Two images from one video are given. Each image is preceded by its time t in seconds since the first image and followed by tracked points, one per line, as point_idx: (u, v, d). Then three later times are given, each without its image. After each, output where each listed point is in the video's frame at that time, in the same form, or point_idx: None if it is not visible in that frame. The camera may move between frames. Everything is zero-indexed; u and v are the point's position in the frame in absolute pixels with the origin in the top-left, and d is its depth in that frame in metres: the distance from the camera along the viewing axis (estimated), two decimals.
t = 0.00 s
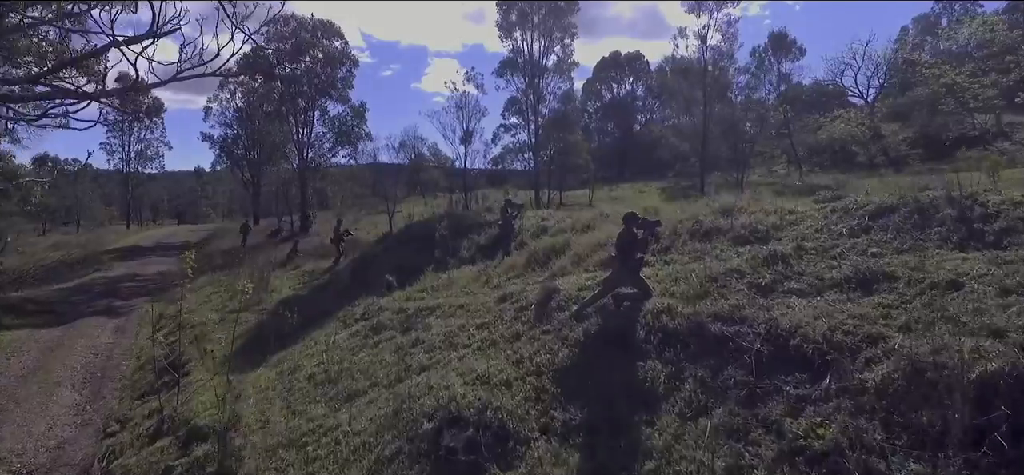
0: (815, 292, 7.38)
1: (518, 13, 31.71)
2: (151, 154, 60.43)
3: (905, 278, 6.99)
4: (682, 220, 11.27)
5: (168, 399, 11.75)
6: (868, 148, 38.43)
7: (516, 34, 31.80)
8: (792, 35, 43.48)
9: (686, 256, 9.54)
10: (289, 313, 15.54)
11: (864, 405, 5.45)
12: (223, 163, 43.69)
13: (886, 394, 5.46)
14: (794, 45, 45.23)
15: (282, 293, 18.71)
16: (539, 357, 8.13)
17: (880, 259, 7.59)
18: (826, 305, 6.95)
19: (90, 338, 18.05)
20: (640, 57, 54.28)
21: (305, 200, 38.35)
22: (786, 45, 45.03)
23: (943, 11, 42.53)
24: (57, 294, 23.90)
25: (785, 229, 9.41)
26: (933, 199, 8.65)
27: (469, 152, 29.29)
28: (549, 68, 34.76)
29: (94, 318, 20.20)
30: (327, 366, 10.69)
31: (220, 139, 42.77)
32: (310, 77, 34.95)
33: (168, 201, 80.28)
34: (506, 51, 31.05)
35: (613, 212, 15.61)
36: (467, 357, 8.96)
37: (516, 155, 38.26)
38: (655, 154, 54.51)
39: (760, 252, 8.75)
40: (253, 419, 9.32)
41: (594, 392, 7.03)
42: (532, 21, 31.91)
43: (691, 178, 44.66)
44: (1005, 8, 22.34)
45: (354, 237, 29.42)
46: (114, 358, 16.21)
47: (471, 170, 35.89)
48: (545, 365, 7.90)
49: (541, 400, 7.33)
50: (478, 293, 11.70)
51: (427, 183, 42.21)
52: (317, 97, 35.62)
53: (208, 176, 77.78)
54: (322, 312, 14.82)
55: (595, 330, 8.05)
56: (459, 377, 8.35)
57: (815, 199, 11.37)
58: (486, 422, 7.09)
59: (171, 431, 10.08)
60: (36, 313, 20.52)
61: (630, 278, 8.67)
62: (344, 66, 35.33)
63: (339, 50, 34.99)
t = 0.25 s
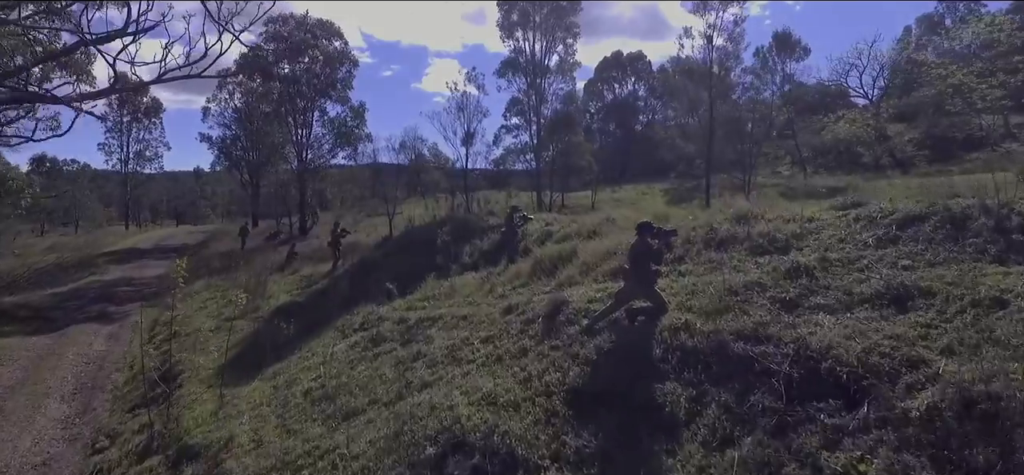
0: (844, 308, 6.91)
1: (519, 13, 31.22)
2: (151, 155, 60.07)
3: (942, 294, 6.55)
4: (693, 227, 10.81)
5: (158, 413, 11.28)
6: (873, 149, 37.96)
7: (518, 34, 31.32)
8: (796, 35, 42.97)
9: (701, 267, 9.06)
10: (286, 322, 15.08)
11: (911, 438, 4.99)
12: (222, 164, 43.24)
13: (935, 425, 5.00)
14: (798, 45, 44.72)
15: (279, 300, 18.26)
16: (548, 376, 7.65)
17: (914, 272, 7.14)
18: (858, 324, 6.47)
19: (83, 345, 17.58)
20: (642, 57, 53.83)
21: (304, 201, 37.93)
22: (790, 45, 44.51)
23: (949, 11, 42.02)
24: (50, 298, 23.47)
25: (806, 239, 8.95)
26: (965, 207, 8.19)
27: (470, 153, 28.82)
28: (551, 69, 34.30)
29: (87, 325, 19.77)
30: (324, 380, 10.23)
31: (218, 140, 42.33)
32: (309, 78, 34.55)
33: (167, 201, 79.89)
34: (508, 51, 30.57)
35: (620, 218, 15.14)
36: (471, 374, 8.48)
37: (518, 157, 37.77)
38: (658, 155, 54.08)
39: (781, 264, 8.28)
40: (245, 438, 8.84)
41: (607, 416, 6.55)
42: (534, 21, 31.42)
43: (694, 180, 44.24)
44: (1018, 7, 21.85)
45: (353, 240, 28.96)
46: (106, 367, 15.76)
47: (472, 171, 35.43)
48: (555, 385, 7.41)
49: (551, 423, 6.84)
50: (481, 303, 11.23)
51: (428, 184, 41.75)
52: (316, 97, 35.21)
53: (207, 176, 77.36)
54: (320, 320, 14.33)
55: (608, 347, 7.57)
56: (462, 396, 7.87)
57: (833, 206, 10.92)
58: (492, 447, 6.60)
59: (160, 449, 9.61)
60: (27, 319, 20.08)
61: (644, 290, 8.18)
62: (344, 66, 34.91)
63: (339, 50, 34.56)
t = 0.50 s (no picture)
0: (875, 327, 6.45)
1: (520, 12, 30.75)
2: (149, 155, 59.70)
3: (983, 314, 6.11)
4: (706, 235, 10.34)
5: (146, 429, 10.79)
6: (879, 151, 37.48)
7: (519, 34, 30.85)
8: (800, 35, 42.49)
9: (717, 280, 8.60)
10: (283, 331, 14.64)
11: None
12: (221, 165, 42.80)
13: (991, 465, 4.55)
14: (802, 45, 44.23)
15: (276, 307, 17.79)
16: (557, 396, 7.16)
17: (950, 289, 6.70)
18: (893, 346, 6.01)
19: (74, 353, 17.12)
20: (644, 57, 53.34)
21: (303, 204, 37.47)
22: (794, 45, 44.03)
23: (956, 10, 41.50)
24: (43, 304, 22.99)
25: (828, 249, 8.49)
26: (998, 217, 7.74)
27: (470, 155, 28.36)
28: (553, 69, 33.85)
29: (79, 331, 19.31)
30: (320, 396, 9.75)
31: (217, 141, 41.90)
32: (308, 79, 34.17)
33: (165, 201, 79.37)
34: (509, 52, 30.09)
35: (627, 223, 14.70)
36: (475, 393, 8.00)
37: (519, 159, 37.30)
38: (660, 156, 53.64)
39: (804, 277, 7.82)
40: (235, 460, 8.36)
41: (623, 444, 6.06)
42: (535, 20, 30.93)
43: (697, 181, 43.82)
44: None
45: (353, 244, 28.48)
46: (97, 377, 15.29)
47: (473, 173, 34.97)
48: (564, 407, 6.92)
49: (561, 449, 6.34)
50: (484, 315, 10.76)
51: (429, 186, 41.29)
52: (315, 98, 34.78)
53: (206, 177, 76.84)
54: (318, 329, 13.88)
55: (621, 367, 7.09)
56: (465, 418, 7.39)
57: (852, 213, 10.47)
58: None
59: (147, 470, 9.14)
60: (18, 326, 19.60)
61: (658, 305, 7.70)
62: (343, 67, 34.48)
63: (338, 50, 34.13)
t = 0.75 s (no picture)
0: (911, 348, 6.00)
1: (522, 11, 30.26)
2: (148, 156, 59.28)
3: None
4: (721, 244, 9.87)
5: (133, 446, 10.30)
6: (884, 152, 37.01)
7: (520, 34, 30.39)
8: (804, 34, 42.02)
9: (734, 293, 8.15)
10: (279, 341, 14.19)
11: None
12: (219, 167, 42.34)
13: None
14: (806, 45, 43.74)
15: (272, 314, 17.33)
16: (565, 420, 6.67)
17: (989, 306, 6.25)
18: (932, 370, 5.56)
19: (65, 362, 16.66)
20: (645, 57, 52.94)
21: (302, 205, 37.03)
22: (798, 45, 43.55)
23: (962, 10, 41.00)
24: (36, 309, 22.53)
25: (851, 261, 8.04)
26: None
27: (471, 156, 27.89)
28: (555, 70, 33.43)
29: (70, 338, 18.85)
30: (315, 413, 9.28)
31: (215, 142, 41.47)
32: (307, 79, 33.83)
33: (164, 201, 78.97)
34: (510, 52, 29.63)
35: (633, 229, 14.25)
36: (478, 414, 7.53)
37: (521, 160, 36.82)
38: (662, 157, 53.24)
39: (829, 290, 7.34)
40: None
41: None
42: (536, 20, 30.42)
43: (699, 183, 43.36)
44: None
45: (352, 247, 27.98)
46: (87, 387, 14.82)
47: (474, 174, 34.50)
48: (574, 432, 6.44)
49: None
50: (488, 326, 10.31)
51: (429, 187, 40.88)
52: (314, 99, 34.35)
53: (204, 177, 76.44)
54: (315, 339, 13.43)
55: (635, 390, 6.61)
56: (468, 441, 6.91)
57: (872, 221, 10.00)
58: None
59: None
60: (10, 333, 19.17)
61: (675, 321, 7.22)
62: (343, 67, 34.06)
63: (337, 51, 33.70)
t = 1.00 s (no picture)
0: (949, 372, 5.56)
1: (522, 11, 29.79)
2: (148, 157, 58.95)
3: None
4: (735, 253, 9.43)
5: (118, 464, 9.84)
6: (890, 153, 36.49)
7: (521, 35, 29.93)
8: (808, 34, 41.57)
9: (752, 307, 7.70)
10: (274, 351, 13.73)
11: None
12: (217, 168, 41.91)
13: None
14: (810, 45, 43.26)
15: (268, 321, 16.90)
16: (575, 446, 6.22)
17: None
18: (977, 397, 5.12)
19: (55, 370, 16.20)
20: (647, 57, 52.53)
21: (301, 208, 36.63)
22: (802, 45, 43.09)
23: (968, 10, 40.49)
24: (28, 315, 22.08)
25: (876, 273, 7.60)
26: None
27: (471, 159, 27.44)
28: (557, 70, 32.98)
29: (62, 345, 18.41)
30: (308, 432, 8.81)
31: (214, 143, 41.05)
32: (306, 80, 33.41)
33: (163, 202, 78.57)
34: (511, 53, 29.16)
35: (640, 235, 13.80)
36: (480, 437, 7.07)
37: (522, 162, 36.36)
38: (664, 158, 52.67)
39: (855, 305, 6.90)
40: None
41: None
42: (537, 20, 29.97)
43: (702, 184, 42.87)
44: None
45: (351, 251, 27.54)
46: (77, 398, 14.38)
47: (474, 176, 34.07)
48: (585, 460, 5.99)
49: None
50: (490, 339, 9.86)
51: (430, 189, 40.47)
52: (312, 100, 33.93)
53: (203, 178, 76.03)
54: (311, 349, 12.97)
55: (651, 414, 6.15)
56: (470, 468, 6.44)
57: (893, 229, 9.55)
58: None
59: None
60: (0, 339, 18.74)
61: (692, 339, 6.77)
62: (341, 67, 33.65)
63: (335, 51, 33.28)
